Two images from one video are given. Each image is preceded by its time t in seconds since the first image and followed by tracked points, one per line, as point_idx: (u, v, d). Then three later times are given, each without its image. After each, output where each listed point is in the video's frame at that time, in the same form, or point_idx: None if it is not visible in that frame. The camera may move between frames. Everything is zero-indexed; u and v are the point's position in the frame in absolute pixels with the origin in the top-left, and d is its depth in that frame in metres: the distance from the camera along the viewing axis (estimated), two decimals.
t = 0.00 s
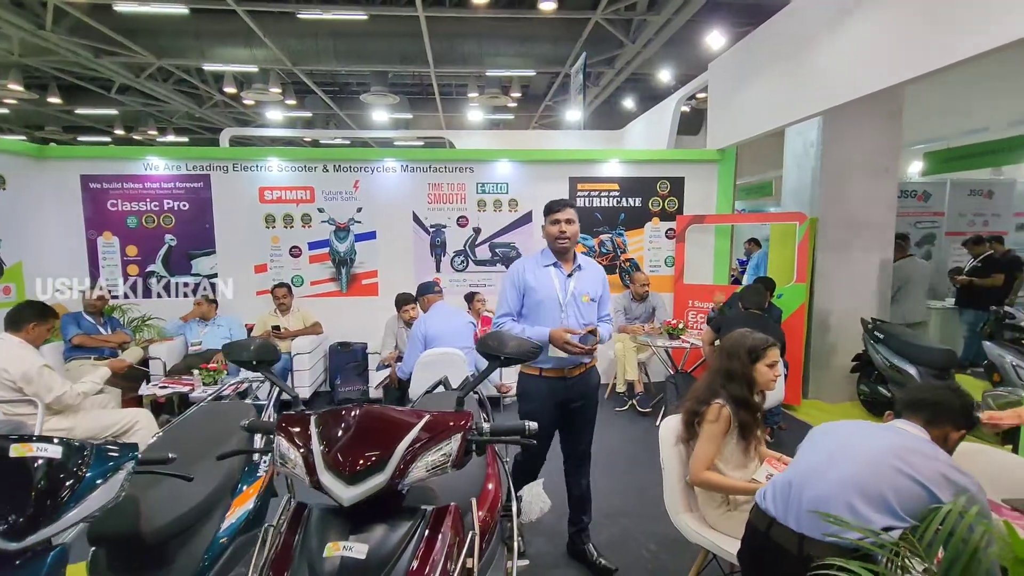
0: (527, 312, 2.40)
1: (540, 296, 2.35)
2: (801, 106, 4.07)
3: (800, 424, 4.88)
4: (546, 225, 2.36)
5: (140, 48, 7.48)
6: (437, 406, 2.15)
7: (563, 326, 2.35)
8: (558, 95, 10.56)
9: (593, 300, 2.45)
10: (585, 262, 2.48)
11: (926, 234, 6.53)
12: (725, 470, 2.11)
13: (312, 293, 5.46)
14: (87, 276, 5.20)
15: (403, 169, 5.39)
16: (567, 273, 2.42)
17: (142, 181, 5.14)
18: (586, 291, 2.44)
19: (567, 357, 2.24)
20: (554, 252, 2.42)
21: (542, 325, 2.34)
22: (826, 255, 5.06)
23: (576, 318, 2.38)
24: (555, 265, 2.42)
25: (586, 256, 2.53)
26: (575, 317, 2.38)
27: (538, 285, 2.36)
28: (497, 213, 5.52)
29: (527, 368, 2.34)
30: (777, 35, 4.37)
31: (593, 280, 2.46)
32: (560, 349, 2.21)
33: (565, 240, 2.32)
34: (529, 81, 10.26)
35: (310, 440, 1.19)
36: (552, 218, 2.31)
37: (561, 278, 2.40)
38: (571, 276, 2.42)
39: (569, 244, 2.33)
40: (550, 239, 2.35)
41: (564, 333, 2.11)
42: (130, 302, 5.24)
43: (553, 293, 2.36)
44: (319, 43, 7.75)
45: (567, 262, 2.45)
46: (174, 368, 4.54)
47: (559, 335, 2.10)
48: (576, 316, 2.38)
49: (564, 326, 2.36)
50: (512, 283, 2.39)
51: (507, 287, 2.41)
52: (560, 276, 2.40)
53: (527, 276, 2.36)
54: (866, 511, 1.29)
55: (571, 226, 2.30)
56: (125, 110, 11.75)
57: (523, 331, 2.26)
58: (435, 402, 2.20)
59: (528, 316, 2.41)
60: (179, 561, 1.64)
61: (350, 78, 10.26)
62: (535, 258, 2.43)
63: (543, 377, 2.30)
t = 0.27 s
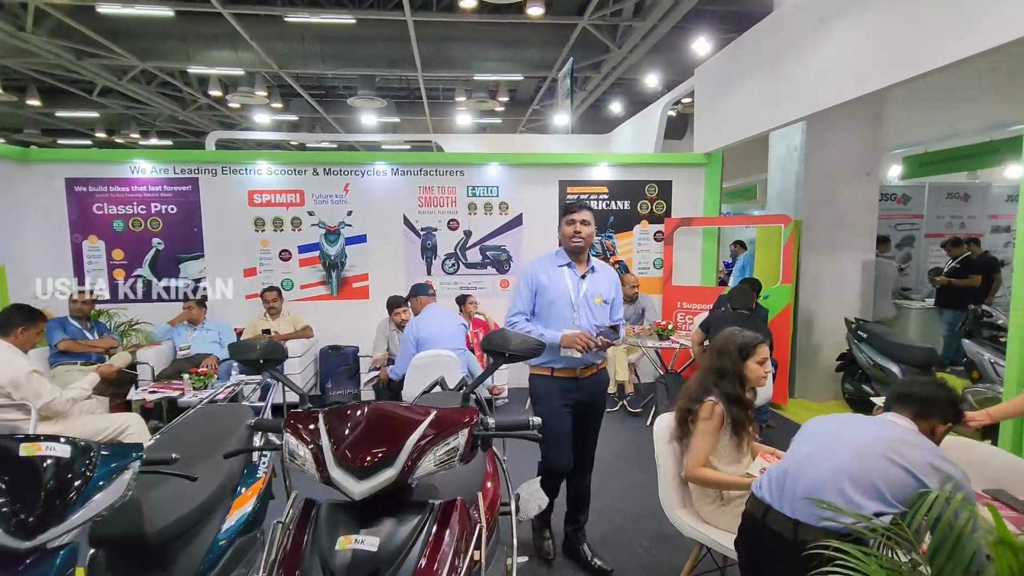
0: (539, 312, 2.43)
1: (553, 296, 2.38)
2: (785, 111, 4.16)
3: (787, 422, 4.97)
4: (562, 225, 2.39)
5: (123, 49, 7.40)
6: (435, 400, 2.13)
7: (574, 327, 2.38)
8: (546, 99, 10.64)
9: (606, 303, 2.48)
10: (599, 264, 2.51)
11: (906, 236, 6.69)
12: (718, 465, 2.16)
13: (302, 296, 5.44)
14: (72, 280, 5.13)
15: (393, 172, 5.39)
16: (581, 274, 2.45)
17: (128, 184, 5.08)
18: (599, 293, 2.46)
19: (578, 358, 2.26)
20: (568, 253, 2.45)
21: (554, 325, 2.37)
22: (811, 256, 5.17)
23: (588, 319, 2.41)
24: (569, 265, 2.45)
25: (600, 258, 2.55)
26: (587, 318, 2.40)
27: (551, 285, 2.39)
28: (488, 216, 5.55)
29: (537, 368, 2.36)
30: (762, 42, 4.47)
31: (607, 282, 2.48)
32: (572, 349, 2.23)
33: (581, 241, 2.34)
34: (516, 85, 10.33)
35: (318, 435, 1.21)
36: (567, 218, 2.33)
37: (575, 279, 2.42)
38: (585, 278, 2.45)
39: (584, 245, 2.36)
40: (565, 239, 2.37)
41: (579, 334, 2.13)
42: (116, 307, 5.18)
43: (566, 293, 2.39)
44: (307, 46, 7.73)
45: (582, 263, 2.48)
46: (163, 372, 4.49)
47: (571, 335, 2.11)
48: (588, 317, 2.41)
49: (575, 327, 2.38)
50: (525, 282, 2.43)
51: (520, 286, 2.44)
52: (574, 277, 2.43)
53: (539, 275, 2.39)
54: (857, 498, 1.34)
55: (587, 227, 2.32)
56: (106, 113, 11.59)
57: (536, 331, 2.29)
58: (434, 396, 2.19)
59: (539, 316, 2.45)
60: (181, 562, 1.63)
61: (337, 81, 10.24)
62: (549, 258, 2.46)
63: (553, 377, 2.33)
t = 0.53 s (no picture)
0: (543, 313, 2.46)
1: (556, 297, 2.41)
2: (773, 117, 4.24)
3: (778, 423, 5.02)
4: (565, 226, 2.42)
5: (110, 53, 7.36)
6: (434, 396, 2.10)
7: (577, 328, 2.40)
8: (536, 104, 10.70)
9: (610, 305, 2.49)
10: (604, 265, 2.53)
11: (891, 239, 6.81)
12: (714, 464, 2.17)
13: (294, 300, 5.42)
14: (60, 285, 5.07)
15: (386, 176, 5.40)
16: (585, 276, 2.48)
17: (118, 188, 5.05)
18: (602, 294, 2.48)
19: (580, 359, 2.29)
20: (572, 254, 2.48)
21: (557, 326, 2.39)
22: (800, 259, 5.25)
23: (590, 320, 2.43)
24: (572, 266, 2.48)
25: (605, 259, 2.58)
26: (590, 319, 2.42)
27: (555, 286, 2.42)
28: (480, 220, 5.57)
29: (540, 368, 2.39)
30: (750, 48, 4.55)
31: (611, 283, 2.50)
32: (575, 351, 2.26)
33: (584, 242, 2.37)
34: (507, 90, 10.38)
35: (323, 433, 1.22)
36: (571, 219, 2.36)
37: (578, 281, 2.45)
38: (589, 279, 2.47)
39: (587, 247, 2.38)
40: (569, 240, 2.40)
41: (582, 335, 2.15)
42: (106, 311, 5.13)
43: (569, 295, 2.41)
44: (297, 50, 7.72)
45: (586, 265, 2.50)
46: (153, 377, 4.45)
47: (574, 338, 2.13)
48: (592, 318, 2.43)
49: (578, 328, 2.40)
50: (529, 283, 2.46)
51: (524, 287, 2.48)
52: (577, 278, 2.46)
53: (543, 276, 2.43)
54: (851, 489, 1.38)
55: (591, 228, 2.35)
56: (93, 117, 11.49)
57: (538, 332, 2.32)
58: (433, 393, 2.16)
59: (543, 317, 2.48)
60: (181, 563, 1.64)
61: (327, 86, 10.23)
62: (553, 260, 2.49)
63: (555, 377, 2.35)
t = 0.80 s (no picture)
0: (542, 317, 2.47)
1: (556, 301, 2.43)
2: (766, 121, 4.29)
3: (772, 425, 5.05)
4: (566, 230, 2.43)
5: (103, 58, 7.33)
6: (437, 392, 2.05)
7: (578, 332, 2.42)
8: (530, 110, 10.76)
9: (611, 309, 2.50)
10: (603, 269, 2.55)
11: (882, 243, 6.89)
12: (713, 462, 2.17)
13: (289, 304, 5.41)
14: (53, 289, 5.04)
15: (382, 180, 5.42)
16: (585, 280, 2.49)
17: (112, 192, 5.03)
18: (602, 299, 2.49)
19: (580, 365, 2.30)
20: (572, 258, 2.49)
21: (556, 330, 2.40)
22: (792, 263, 5.30)
23: (590, 325, 2.44)
24: (573, 271, 2.49)
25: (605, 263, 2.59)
26: (590, 323, 2.44)
27: (554, 290, 2.44)
28: (475, 224, 5.59)
29: (540, 373, 2.39)
30: (742, 54, 4.61)
31: (611, 287, 2.52)
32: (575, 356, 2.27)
33: (584, 247, 2.39)
34: (501, 96, 10.44)
35: (326, 430, 1.23)
36: (572, 224, 2.38)
37: (578, 285, 2.47)
38: (589, 283, 2.49)
39: (588, 251, 2.40)
40: (569, 244, 2.42)
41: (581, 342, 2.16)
42: (99, 316, 5.09)
43: (569, 299, 2.43)
44: (291, 56, 7.73)
45: (587, 269, 2.52)
46: (148, 382, 4.42)
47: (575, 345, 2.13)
48: (592, 323, 2.44)
49: (579, 333, 2.42)
50: (528, 287, 2.47)
51: (524, 291, 2.49)
52: (577, 282, 2.47)
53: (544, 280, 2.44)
54: (847, 482, 1.40)
55: (591, 232, 2.37)
56: (85, 122, 11.44)
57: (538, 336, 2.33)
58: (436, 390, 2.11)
59: (542, 321, 2.49)
60: (181, 564, 1.65)
61: (321, 91, 10.25)
62: (553, 264, 2.51)
63: (555, 382, 2.36)
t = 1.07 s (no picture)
0: (543, 325, 2.45)
1: (556, 308, 2.41)
2: (762, 126, 4.32)
3: (770, 428, 5.06)
4: (564, 235, 2.42)
5: (102, 63, 7.35)
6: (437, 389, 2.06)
7: (580, 339, 2.40)
8: (527, 115, 10.82)
9: (613, 313, 2.50)
10: (602, 273, 2.54)
11: (878, 247, 6.93)
12: (714, 461, 2.18)
13: (287, 308, 5.41)
14: (50, 294, 5.03)
15: (380, 185, 5.43)
16: (584, 285, 2.48)
17: (111, 197, 5.03)
18: (603, 304, 2.49)
19: (584, 374, 2.28)
20: (570, 263, 2.48)
21: (558, 338, 2.38)
22: (789, 266, 5.33)
23: (593, 332, 2.43)
24: (572, 276, 2.48)
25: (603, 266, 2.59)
26: (591, 329, 2.43)
27: (554, 297, 2.42)
28: (474, 228, 5.61)
29: (544, 383, 2.38)
30: (739, 60, 4.65)
31: (611, 291, 2.51)
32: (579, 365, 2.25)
33: (582, 251, 2.38)
34: (499, 102, 10.50)
35: (329, 426, 1.24)
36: (569, 229, 2.37)
37: (578, 291, 2.45)
38: (588, 288, 2.48)
39: (587, 256, 2.40)
40: (567, 250, 2.41)
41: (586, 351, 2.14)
42: (97, 320, 5.09)
43: (569, 305, 2.41)
44: (289, 61, 7.76)
45: (586, 274, 2.50)
46: (145, 386, 4.41)
47: (578, 355, 2.11)
48: (593, 329, 2.43)
49: (581, 340, 2.40)
50: (527, 295, 2.45)
51: (523, 299, 2.47)
52: (577, 288, 2.46)
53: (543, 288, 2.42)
54: (845, 476, 1.42)
55: (589, 236, 2.36)
56: (82, 128, 11.43)
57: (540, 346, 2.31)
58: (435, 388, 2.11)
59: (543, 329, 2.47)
60: (182, 562, 1.67)
61: (319, 97, 10.28)
62: (551, 270, 2.49)
63: (559, 392, 2.34)
